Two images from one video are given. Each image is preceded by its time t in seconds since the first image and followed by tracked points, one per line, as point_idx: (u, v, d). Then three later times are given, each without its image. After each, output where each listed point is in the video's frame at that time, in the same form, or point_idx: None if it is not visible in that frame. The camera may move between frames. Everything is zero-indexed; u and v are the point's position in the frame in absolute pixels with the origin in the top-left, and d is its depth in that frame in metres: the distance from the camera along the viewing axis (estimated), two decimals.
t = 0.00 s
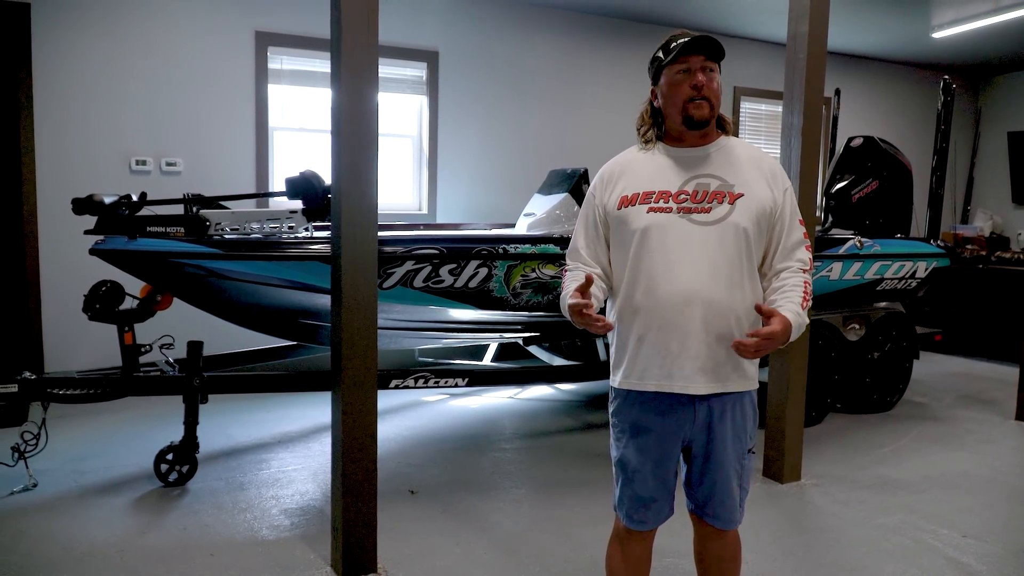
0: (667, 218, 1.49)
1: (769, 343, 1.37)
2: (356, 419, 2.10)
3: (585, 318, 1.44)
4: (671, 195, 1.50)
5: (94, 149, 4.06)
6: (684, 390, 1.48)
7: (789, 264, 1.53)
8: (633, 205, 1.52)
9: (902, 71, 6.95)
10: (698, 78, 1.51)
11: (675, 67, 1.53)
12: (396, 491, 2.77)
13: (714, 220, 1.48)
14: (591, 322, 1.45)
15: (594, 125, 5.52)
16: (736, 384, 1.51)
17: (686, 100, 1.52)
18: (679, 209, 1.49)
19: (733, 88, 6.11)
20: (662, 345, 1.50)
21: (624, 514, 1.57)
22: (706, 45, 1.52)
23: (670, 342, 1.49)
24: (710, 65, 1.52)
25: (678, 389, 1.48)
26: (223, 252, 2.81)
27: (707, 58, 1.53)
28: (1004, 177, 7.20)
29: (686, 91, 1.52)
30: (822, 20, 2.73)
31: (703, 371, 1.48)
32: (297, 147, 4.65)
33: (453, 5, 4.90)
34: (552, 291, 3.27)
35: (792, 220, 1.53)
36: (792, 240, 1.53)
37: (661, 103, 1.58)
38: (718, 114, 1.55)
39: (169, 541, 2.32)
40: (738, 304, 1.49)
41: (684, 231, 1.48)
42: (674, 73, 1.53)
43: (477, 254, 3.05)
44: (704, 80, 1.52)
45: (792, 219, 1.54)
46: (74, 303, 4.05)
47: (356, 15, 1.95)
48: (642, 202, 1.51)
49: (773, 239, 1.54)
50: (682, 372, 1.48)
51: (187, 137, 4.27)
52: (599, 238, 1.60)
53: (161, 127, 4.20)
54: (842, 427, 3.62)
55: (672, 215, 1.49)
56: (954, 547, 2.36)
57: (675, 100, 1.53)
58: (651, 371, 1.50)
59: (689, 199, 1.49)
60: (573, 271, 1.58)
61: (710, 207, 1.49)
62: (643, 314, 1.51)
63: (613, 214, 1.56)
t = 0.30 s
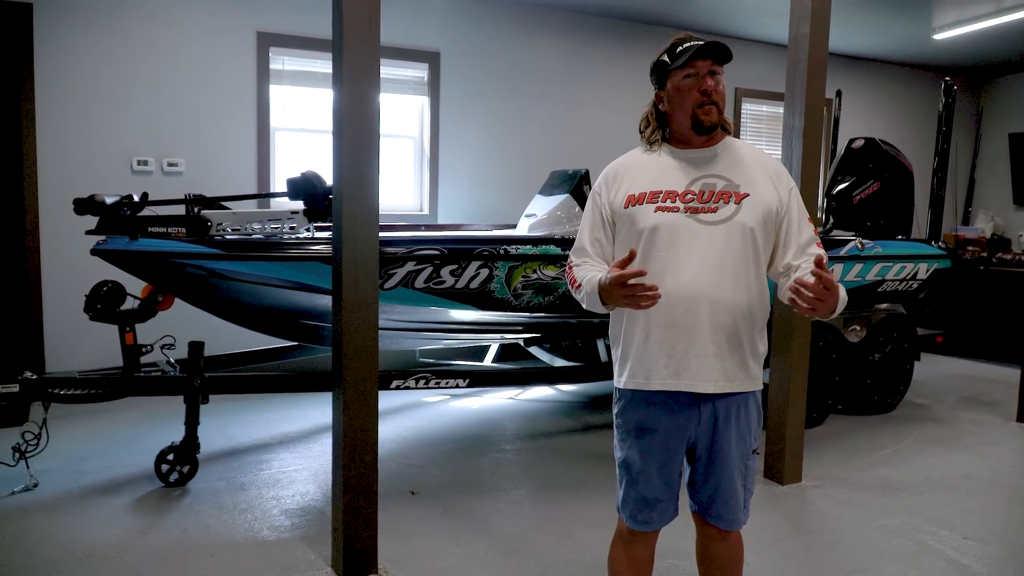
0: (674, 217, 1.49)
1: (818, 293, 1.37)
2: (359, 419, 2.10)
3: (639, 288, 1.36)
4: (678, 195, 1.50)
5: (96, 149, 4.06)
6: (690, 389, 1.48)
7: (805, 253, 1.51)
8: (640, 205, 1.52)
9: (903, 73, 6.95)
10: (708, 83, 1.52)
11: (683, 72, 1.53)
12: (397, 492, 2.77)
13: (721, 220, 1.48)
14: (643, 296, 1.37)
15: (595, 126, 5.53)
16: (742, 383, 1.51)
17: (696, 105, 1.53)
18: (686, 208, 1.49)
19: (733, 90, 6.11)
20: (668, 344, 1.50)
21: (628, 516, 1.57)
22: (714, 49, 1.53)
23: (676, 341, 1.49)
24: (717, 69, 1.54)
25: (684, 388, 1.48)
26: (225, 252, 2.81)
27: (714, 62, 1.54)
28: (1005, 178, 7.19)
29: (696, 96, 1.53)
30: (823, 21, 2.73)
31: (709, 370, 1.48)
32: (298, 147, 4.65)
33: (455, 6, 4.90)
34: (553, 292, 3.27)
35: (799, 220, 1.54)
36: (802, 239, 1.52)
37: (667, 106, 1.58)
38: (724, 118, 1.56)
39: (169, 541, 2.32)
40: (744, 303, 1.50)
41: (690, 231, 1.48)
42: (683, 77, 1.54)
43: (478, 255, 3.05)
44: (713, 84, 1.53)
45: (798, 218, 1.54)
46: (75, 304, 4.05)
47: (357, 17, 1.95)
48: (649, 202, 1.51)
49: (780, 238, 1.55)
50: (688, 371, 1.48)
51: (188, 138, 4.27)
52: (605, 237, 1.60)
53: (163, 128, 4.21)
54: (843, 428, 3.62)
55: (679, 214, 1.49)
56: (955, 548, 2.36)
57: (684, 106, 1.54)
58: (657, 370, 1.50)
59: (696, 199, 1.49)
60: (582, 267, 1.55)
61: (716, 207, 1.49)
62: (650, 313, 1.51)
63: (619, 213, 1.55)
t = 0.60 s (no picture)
0: (673, 222, 1.49)
1: (875, 292, 1.33)
2: (360, 421, 2.10)
3: (696, 269, 1.30)
4: (677, 199, 1.50)
5: (97, 150, 4.07)
6: (692, 393, 1.48)
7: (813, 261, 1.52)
8: (641, 209, 1.53)
9: (904, 75, 6.96)
10: (684, 92, 1.51)
11: (663, 80, 1.54)
12: (398, 493, 2.77)
13: (721, 224, 1.48)
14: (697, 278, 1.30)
15: (596, 127, 5.53)
16: (745, 385, 1.51)
17: (675, 113, 1.53)
18: (685, 213, 1.49)
19: (734, 92, 6.11)
20: (669, 347, 1.50)
21: (629, 517, 1.57)
22: (692, 56, 1.51)
23: (677, 344, 1.49)
24: (698, 75, 1.51)
25: (686, 392, 1.48)
26: (226, 253, 2.81)
27: (694, 68, 1.51)
28: (1006, 180, 7.19)
29: (674, 105, 1.53)
30: (823, 24, 2.73)
31: (712, 373, 1.48)
32: (300, 148, 4.64)
33: (455, 7, 4.91)
34: (553, 294, 3.27)
35: (802, 221, 1.53)
36: (805, 240, 1.53)
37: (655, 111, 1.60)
38: (711, 123, 1.54)
39: (169, 542, 2.32)
40: (746, 306, 1.50)
41: (690, 235, 1.48)
42: (663, 85, 1.54)
43: (478, 256, 3.05)
44: (693, 92, 1.51)
45: (801, 219, 1.53)
46: (75, 305, 4.05)
47: (359, 19, 1.95)
48: (649, 206, 1.52)
49: (784, 239, 1.54)
50: (690, 375, 1.48)
51: (189, 139, 4.28)
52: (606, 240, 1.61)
53: (164, 129, 4.21)
54: (844, 430, 3.62)
55: (678, 219, 1.49)
56: (956, 550, 2.35)
57: (664, 114, 1.54)
58: (659, 374, 1.50)
59: (696, 203, 1.49)
60: (594, 266, 1.52)
61: (716, 210, 1.49)
62: (652, 316, 1.51)
63: (619, 217, 1.56)
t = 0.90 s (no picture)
0: (667, 230, 1.49)
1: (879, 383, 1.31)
2: (362, 424, 2.10)
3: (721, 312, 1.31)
4: (670, 207, 1.50)
5: (98, 153, 4.07)
6: (694, 402, 1.48)
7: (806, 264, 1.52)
8: (634, 218, 1.53)
9: (905, 78, 6.96)
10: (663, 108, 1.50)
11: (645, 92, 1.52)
12: (398, 496, 2.77)
13: (715, 230, 1.47)
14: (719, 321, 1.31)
15: (597, 130, 5.54)
16: (744, 388, 1.52)
17: (656, 128, 1.52)
18: (679, 220, 1.49)
19: (735, 95, 6.12)
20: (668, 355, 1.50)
21: (628, 520, 1.57)
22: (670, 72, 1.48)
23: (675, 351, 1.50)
24: (677, 90, 1.48)
25: (686, 399, 1.48)
26: (225, 256, 2.80)
27: (674, 83, 1.48)
28: (1007, 183, 7.19)
29: (655, 119, 1.52)
30: (824, 27, 2.73)
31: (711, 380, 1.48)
32: (300, 151, 4.65)
33: (457, 11, 4.91)
34: (554, 297, 3.27)
35: (793, 223, 1.53)
36: (798, 240, 1.53)
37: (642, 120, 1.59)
38: (695, 135, 1.52)
39: (170, 545, 2.32)
40: (743, 311, 1.50)
41: (685, 243, 1.48)
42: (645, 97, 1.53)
43: (479, 259, 3.05)
44: (673, 107, 1.50)
45: (793, 220, 1.53)
46: (76, 308, 4.06)
47: (360, 23, 1.95)
48: (642, 215, 1.52)
49: (776, 242, 1.54)
50: (690, 382, 1.48)
51: (190, 142, 4.28)
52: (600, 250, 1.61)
53: (165, 132, 4.21)
54: (845, 434, 3.61)
55: (672, 227, 1.49)
56: (957, 554, 2.35)
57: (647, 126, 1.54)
58: (659, 382, 1.50)
59: (689, 210, 1.49)
60: (600, 283, 1.49)
61: (709, 217, 1.48)
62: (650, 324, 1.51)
63: (612, 227, 1.56)
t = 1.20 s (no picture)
0: (664, 235, 1.49)
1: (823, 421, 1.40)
2: (362, 427, 2.10)
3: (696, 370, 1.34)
4: (667, 212, 1.50)
5: (100, 156, 4.08)
6: (691, 407, 1.48)
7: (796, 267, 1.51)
8: (630, 223, 1.52)
9: (907, 80, 6.95)
10: (671, 100, 1.51)
11: (649, 88, 1.53)
12: (399, 499, 2.77)
13: (711, 234, 1.47)
14: (693, 372, 1.35)
15: (599, 133, 5.54)
16: (742, 392, 1.52)
17: (663, 122, 1.52)
18: (675, 225, 1.49)
19: (737, 98, 6.11)
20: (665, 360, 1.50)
21: (626, 524, 1.57)
22: (677, 65, 1.50)
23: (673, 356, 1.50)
24: (683, 84, 1.51)
25: (684, 405, 1.48)
26: (226, 259, 2.82)
27: (680, 77, 1.51)
28: (1009, 186, 7.18)
29: (662, 113, 1.52)
30: (826, 30, 2.73)
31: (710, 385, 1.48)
32: (302, 154, 4.65)
33: (459, 14, 4.92)
34: (556, 300, 3.26)
35: (788, 227, 1.52)
36: (794, 243, 1.52)
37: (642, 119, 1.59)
38: (699, 130, 1.54)
39: (172, 549, 2.32)
40: (739, 315, 1.50)
41: (682, 248, 1.48)
42: (650, 93, 1.53)
43: (480, 262, 3.05)
44: (680, 101, 1.51)
45: (789, 223, 1.53)
46: (78, 310, 4.06)
47: (360, 28, 1.95)
48: (638, 220, 1.51)
49: (770, 245, 1.53)
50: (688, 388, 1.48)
51: (192, 145, 4.29)
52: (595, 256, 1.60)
53: (166, 135, 4.22)
54: (846, 437, 3.61)
55: (668, 232, 1.49)
56: (958, 558, 2.35)
57: (651, 122, 1.54)
58: (657, 388, 1.50)
59: (685, 214, 1.49)
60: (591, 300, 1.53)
61: (706, 221, 1.48)
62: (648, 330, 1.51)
63: (608, 233, 1.55)
